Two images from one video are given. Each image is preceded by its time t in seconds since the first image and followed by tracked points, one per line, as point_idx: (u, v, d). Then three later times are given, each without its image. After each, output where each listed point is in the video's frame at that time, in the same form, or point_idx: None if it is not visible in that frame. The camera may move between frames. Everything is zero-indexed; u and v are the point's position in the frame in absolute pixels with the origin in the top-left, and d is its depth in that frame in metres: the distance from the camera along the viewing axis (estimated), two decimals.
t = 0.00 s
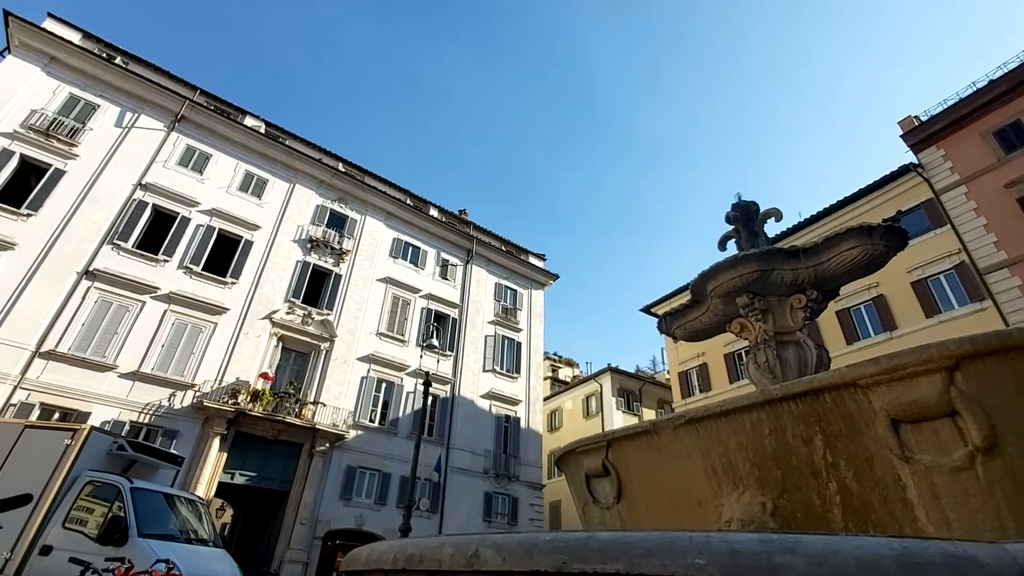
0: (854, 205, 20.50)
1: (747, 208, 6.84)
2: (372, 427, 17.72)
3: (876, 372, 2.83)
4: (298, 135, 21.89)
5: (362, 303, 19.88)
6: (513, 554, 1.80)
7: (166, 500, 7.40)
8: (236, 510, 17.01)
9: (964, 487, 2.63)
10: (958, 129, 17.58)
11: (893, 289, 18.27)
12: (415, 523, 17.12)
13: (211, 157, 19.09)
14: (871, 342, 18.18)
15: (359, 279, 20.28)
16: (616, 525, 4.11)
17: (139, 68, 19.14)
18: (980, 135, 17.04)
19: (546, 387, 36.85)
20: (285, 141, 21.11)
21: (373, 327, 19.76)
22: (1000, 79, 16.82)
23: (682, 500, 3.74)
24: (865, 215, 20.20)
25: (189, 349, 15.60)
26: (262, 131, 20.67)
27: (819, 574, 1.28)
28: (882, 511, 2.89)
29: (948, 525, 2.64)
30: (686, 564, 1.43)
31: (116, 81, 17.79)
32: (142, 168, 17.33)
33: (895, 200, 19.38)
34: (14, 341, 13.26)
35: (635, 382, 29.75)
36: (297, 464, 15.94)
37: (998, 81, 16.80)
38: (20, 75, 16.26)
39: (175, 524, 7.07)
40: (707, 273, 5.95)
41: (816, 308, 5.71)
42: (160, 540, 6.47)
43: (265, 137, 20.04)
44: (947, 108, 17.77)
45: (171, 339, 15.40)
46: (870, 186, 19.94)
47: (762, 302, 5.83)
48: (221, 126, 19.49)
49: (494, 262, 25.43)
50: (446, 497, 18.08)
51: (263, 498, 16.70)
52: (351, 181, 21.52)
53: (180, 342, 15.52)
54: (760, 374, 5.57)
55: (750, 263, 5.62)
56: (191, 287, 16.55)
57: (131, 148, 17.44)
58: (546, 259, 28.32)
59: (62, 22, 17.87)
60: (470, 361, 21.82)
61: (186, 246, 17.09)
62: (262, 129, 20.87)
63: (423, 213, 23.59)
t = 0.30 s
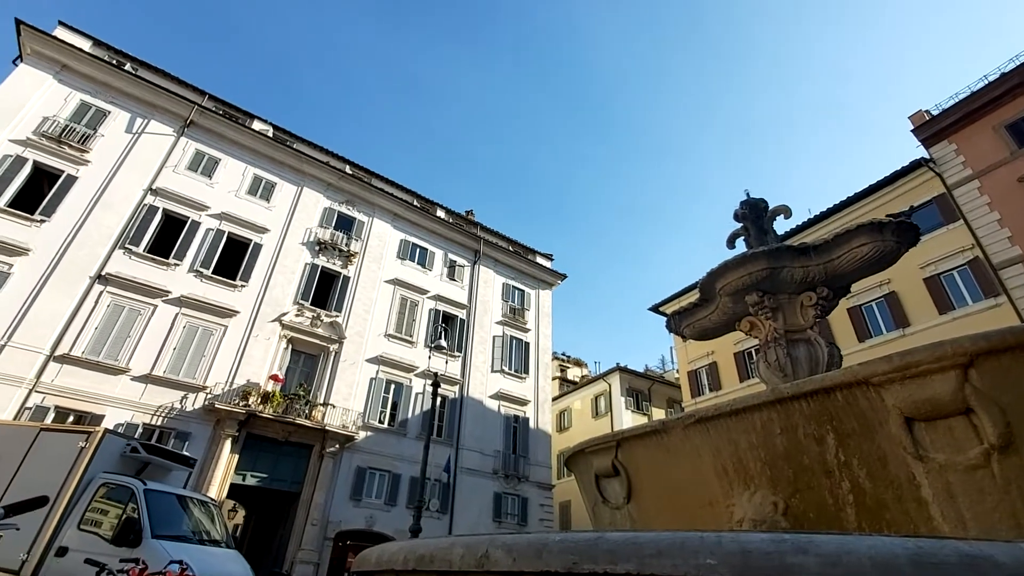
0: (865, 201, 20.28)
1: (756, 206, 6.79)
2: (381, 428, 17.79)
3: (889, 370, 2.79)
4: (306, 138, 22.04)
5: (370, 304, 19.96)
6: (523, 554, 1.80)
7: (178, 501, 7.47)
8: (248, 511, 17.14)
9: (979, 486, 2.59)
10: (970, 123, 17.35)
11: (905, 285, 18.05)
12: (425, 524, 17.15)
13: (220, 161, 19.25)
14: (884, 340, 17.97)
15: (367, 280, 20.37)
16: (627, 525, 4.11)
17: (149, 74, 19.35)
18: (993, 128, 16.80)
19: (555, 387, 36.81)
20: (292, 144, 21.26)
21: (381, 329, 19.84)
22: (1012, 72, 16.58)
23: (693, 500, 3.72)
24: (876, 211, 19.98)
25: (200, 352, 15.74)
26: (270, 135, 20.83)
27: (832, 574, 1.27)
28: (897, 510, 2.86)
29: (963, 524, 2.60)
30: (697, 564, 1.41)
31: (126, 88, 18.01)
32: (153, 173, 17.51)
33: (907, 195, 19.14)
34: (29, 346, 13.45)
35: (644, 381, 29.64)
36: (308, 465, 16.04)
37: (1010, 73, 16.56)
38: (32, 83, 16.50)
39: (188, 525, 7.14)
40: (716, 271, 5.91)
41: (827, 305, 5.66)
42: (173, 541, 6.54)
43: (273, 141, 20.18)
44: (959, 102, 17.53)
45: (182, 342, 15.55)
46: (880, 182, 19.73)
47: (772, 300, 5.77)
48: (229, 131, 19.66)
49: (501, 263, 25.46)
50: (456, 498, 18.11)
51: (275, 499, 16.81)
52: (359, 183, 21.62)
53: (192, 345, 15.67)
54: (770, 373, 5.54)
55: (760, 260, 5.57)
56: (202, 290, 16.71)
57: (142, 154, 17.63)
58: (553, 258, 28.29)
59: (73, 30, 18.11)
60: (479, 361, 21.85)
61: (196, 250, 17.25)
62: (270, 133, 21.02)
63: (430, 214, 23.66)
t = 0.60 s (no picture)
0: (876, 197, 20.07)
1: (765, 203, 6.74)
2: (390, 429, 17.84)
3: (902, 367, 2.76)
4: (314, 142, 22.18)
5: (379, 306, 20.05)
6: (534, 555, 1.80)
7: (191, 503, 7.54)
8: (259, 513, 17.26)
9: (996, 485, 2.54)
10: (982, 117, 17.10)
11: (918, 282, 17.83)
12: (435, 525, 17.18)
13: (229, 165, 19.41)
14: (897, 337, 17.74)
15: (375, 282, 20.46)
16: (637, 525, 4.09)
17: (158, 80, 19.56)
18: (1006, 122, 16.56)
19: (563, 387, 36.76)
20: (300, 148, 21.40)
21: (390, 330, 19.91)
22: None
23: (704, 500, 3.70)
24: (888, 207, 19.77)
25: (211, 354, 15.89)
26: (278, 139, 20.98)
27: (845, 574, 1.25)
28: (911, 509, 2.82)
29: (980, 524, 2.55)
30: (708, 564, 1.41)
31: (136, 94, 18.22)
32: (163, 179, 17.70)
33: (918, 191, 18.91)
34: (43, 350, 13.64)
35: (653, 381, 29.51)
36: (318, 466, 16.13)
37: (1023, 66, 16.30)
38: (44, 91, 16.74)
39: (201, 527, 7.21)
40: (725, 269, 5.87)
41: (838, 303, 5.61)
42: (186, 543, 6.60)
43: (281, 144, 20.30)
44: (971, 95, 17.28)
45: (194, 345, 15.70)
46: (891, 178, 19.50)
47: (782, 298, 5.73)
48: (238, 135, 19.82)
49: (509, 263, 25.46)
50: (466, 498, 18.13)
51: (286, 500, 16.92)
52: (366, 186, 21.73)
53: (203, 348, 15.82)
54: (781, 371, 5.49)
55: (769, 258, 5.52)
56: (212, 294, 16.86)
57: (152, 159, 17.83)
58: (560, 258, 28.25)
59: (84, 38, 18.36)
60: (487, 362, 21.87)
61: (206, 253, 17.41)
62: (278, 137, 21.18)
63: (437, 215, 23.72)
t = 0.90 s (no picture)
0: (886, 193, 19.87)
1: (773, 200, 6.70)
2: (400, 430, 17.90)
3: (916, 364, 2.72)
4: (321, 145, 22.33)
5: (387, 308, 20.13)
6: (544, 555, 1.80)
7: (204, 504, 7.62)
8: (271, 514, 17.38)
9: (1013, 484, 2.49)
10: (994, 110, 16.87)
11: (931, 278, 17.62)
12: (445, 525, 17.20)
13: (238, 169, 19.57)
14: (910, 334, 17.55)
15: (383, 284, 20.54)
16: (647, 525, 4.07)
17: (167, 86, 19.78)
18: (1018, 115, 16.34)
19: (572, 387, 36.71)
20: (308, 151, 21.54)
21: (398, 331, 19.98)
22: None
23: (715, 500, 3.67)
24: (898, 203, 19.55)
25: (222, 357, 16.02)
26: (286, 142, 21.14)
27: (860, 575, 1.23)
28: (926, 509, 2.78)
29: (997, 524, 2.50)
30: (721, 564, 1.40)
31: (146, 100, 18.42)
32: (173, 183, 17.89)
33: (929, 186, 18.70)
34: (57, 354, 13.83)
35: (663, 380, 29.38)
36: (329, 468, 16.21)
37: None
38: (56, 99, 16.97)
39: (213, 528, 7.28)
40: (733, 268, 5.83)
41: (849, 301, 5.55)
42: (199, 544, 6.67)
43: (288, 148, 20.44)
44: (982, 89, 17.05)
45: (205, 347, 15.84)
46: (901, 173, 19.30)
47: (792, 296, 5.69)
48: (247, 140, 19.98)
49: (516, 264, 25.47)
50: (476, 499, 18.14)
51: (297, 502, 17.02)
52: (373, 188, 21.83)
53: (213, 350, 15.96)
54: (792, 370, 5.44)
55: (778, 256, 5.48)
56: (222, 297, 17.01)
57: (162, 165, 18.02)
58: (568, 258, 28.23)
59: (94, 46, 18.61)
60: (495, 362, 21.88)
61: (216, 257, 17.56)
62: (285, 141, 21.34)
63: (444, 217, 23.78)
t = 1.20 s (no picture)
0: (898, 188, 19.62)
1: (782, 198, 6.64)
2: (409, 431, 17.95)
3: (929, 362, 2.67)
4: (329, 148, 22.46)
5: (395, 309, 20.20)
6: (554, 556, 1.79)
7: (216, 506, 7.69)
8: (283, 515, 17.49)
9: None
10: (1007, 103, 16.60)
11: (944, 274, 17.40)
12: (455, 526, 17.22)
13: (247, 173, 19.73)
14: (923, 331, 17.34)
15: (391, 285, 20.63)
16: (658, 525, 4.06)
17: (177, 92, 19.98)
18: None
19: (581, 387, 36.66)
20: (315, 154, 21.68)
21: (407, 333, 20.05)
22: None
23: (726, 500, 3.65)
24: (911, 198, 19.29)
25: (233, 359, 16.16)
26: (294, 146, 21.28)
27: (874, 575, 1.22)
28: (941, 508, 2.74)
29: (1014, 524, 2.45)
30: (732, 565, 1.39)
31: (155, 106, 18.63)
32: (183, 188, 18.06)
33: (941, 181, 18.45)
34: (71, 358, 14.01)
35: (672, 380, 29.23)
36: (339, 469, 16.29)
37: None
38: (67, 105, 17.20)
39: (226, 529, 7.35)
40: (742, 266, 5.79)
41: (860, 298, 5.49)
42: (212, 545, 6.74)
43: (297, 152, 20.57)
44: (994, 82, 16.76)
45: (215, 350, 15.98)
46: (913, 168, 19.05)
47: (802, 294, 5.64)
48: (255, 144, 20.12)
49: (524, 264, 25.47)
50: (485, 500, 18.14)
51: (308, 503, 17.12)
52: (380, 190, 21.93)
53: (224, 353, 16.09)
54: (803, 368, 5.40)
55: (788, 254, 5.43)
56: (232, 300, 17.15)
57: (172, 170, 18.21)
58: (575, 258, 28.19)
59: (105, 53, 18.85)
60: (504, 363, 21.89)
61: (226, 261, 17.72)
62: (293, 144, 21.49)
63: (451, 218, 23.82)
